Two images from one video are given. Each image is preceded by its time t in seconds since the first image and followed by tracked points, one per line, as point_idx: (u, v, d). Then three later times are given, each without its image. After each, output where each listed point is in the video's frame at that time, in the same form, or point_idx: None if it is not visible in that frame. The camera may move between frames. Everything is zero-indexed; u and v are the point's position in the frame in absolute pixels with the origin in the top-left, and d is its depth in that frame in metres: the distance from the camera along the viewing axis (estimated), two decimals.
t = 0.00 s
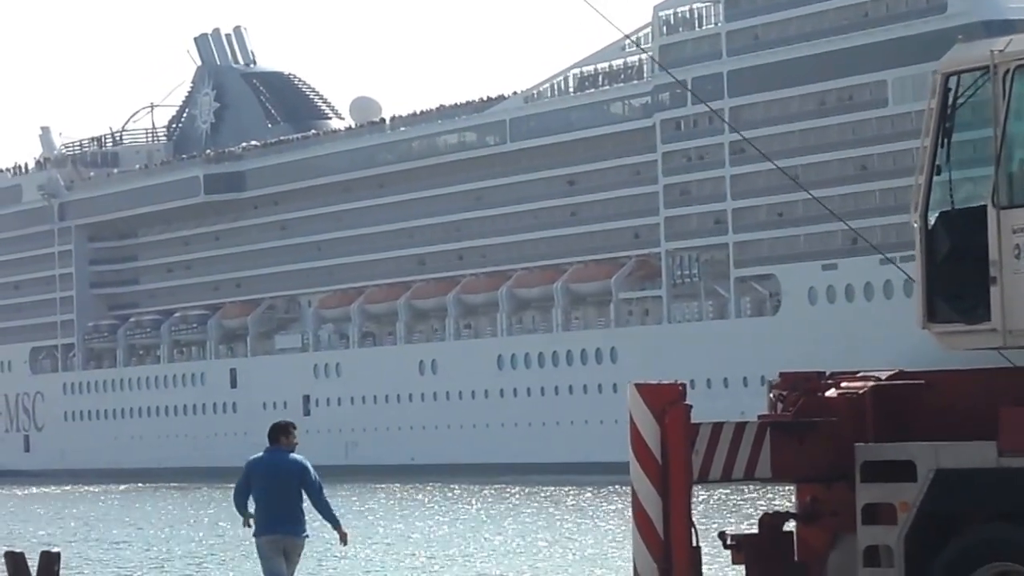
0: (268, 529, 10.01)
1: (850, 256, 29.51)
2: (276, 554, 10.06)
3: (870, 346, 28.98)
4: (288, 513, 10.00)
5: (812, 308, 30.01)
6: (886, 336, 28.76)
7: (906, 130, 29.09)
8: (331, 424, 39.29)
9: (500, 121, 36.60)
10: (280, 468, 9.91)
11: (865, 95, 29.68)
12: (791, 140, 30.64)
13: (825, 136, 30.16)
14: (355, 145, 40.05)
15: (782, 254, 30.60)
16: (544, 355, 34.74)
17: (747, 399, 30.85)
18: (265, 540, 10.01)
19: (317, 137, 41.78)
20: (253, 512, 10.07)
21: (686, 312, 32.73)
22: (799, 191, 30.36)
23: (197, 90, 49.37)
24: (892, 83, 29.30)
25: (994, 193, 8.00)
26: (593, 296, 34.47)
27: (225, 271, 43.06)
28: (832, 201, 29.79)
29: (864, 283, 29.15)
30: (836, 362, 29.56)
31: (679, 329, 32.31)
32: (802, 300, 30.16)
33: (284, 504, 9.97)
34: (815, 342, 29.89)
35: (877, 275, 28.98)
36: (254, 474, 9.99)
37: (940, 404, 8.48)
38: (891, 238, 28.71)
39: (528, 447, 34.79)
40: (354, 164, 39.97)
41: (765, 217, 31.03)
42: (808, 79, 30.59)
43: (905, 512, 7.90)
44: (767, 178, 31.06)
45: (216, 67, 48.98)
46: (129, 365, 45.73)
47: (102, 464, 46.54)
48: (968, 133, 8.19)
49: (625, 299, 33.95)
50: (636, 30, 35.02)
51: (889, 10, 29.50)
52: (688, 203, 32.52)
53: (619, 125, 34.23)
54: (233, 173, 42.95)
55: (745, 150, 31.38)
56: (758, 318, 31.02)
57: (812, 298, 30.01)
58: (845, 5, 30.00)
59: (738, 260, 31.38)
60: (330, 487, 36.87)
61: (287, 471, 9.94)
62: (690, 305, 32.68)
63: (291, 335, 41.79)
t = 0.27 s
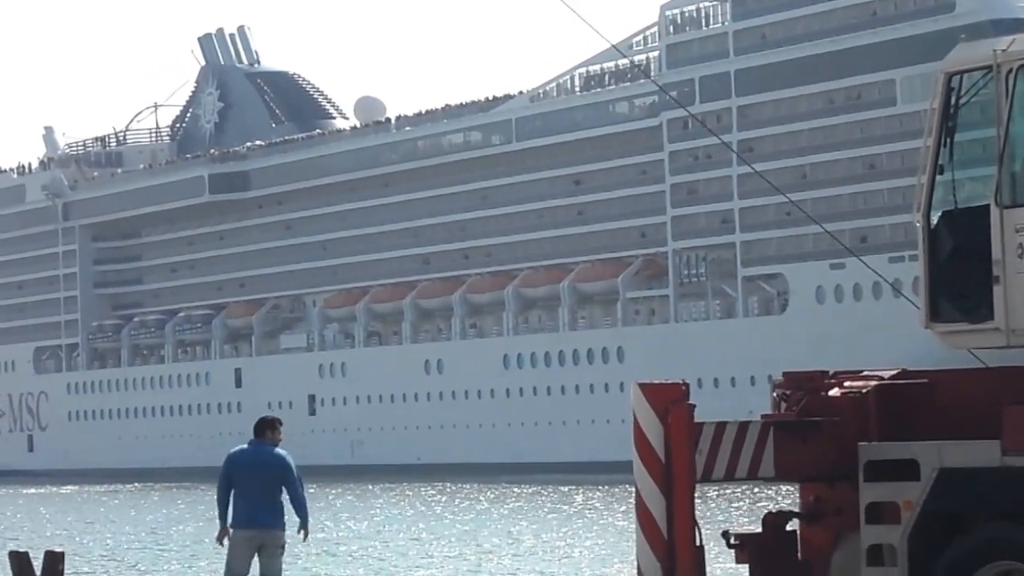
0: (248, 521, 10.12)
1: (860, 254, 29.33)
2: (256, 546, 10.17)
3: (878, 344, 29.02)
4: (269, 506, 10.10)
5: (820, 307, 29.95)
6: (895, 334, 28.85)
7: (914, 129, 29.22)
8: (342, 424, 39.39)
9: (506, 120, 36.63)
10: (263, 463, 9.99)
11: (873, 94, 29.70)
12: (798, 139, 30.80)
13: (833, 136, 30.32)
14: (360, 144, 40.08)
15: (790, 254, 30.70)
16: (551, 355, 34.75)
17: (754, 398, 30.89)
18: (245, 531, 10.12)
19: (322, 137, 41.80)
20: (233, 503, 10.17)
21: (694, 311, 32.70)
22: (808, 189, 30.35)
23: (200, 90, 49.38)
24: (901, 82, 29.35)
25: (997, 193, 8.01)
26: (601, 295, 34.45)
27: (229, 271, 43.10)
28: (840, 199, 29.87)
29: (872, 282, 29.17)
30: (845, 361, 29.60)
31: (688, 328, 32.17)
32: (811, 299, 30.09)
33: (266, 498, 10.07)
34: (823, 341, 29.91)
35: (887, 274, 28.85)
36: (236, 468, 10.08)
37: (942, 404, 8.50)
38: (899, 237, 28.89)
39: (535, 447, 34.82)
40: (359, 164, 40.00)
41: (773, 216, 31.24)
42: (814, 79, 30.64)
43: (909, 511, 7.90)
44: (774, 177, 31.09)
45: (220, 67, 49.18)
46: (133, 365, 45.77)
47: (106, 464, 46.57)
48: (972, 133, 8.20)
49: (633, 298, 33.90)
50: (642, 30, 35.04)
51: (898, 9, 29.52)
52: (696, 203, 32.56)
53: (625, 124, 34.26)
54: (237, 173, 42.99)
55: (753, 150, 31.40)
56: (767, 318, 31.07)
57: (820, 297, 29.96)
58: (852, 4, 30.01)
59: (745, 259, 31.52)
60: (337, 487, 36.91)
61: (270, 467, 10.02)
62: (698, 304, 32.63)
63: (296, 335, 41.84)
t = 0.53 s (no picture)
0: (227, 525, 10.14)
1: (866, 254, 29.39)
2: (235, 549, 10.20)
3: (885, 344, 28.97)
4: (248, 509, 10.13)
5: (827, 306, 29.95)
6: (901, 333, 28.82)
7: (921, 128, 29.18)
8: (348, 424, 39.37)
9: (512, 120, 36.63)
10: (240, 466, 10.02)
11: (880, 93, 29.69)
12: (806, 138, 30.80)
13: (840, 135, 30.30)
14: (365, 144, 40.05)
15: (797, 253, 30.74)
16: (557, 354, 34.71)
17: (761, 397, 30.87)
18: (225, 535, 10.15)
19: (327, 137, 41.81)
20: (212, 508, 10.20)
21: (701, 310, 32.78)
22: (814, 189, 30.39)
23: (204, 90, 49.42)
24: (908, 81, 29.35)
25: (1000, 193, 8.01)
26: (608, 295, 34.44)
27: (235, 271, 43.11)
28: (848, 199, 29.94)
29: (880, 281, 28.93)
30: (849, 361, 29.51)
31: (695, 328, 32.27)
32: (818, 298, 30.14)
33: (244, 502, 10.10)
34: (828, 340, 29.77)
35: (894, 273, 28.79)
36: (213, 472, 10.10)
37: (945, 403, 8.51)
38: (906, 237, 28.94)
39: (539, 446, 34.78)
40: (364, 164, 40.00)
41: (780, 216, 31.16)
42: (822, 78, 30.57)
43: (912, 511, 7.91)
44: (781, 176, 31.07)
45: (223, 66, 49.17)
46: (137, 365, 45.78)
47: (110, 465, 46.58)
48: (974, 133, 8.20)
49: (639, 297, 33.87)
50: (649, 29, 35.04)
51: (905, 8, 29.41)
52: (702, 202, 32.56)
53: (631, 124, 34.25)
54: (242, 173, 42.99)
55: (760, 149, 31.43)
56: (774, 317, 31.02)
57: (828, 296, 30.00)
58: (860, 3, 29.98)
59: (752, 258, 31.46)
60: (342, 486, 36.89)
61: (248, 470, 10.05)
62: (705, 304, 32.76)
63: (301, 335, 41.85)
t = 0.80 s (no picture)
0: (204, 522, 10.19)
1: (873, 253, 29.34)
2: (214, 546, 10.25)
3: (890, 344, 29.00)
4: (225, 506, 10.18)
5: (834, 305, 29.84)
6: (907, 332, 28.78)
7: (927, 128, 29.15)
8: (353, 423, 39.35)
9: (517, 120, 36.65)
10: (216, 462, 10.09)
11: (887, 92, 29.66)
12: (813, 137, 30.77)
13: (847, 135, 30.26)
14: (369, 144, 40.06)
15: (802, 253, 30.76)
16: (562, 354, 34.68)
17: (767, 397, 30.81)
18: (204, 532, 10.20)
19: (331, 137, 41.83)
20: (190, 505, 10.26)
21: (707, 310, 32.65)
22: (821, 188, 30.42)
23: (207, 90, 49.49)
24: (915, 80, 29.34)
25: (1002, 192, 8.00)
26: (612, 295, 34.42)
27: (238, 271, 43.12)
28: (855, 198, 29.97)
29: (887, 281, 28.88)
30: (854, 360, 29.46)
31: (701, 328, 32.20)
32: (825, 297, 30.02)
33: (221, 498, 10.16)
34: (835, 340, 29.73)
35: (901, 273, 28.73)
36: (190, 470, 10.17)
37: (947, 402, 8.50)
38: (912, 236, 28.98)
39: (543, 446, 34.76)
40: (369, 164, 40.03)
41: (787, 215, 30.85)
42: (829, 77, 30.51)
43: (914, 509, 7.87)
44: (788, 175, 31.04)
45: (226, 66, 49.21)
46: (140, 365, 45.80)
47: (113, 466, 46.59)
48: (976, 132, 8.18)
49: (644, 297, 33.77)
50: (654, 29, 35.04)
51: (912, 7, 29.40)
52: (708, 202, 32.67)
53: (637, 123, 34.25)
54: (247, 173, 43.00)
55: (767, 148, 31.41)
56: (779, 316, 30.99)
57: (835, 296, 29.85)
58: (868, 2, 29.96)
59: (758, 258, 31.54)
60: (346, 487, 36.91)
61: (224, 466, 10.12)
62: (711, 304, 32.59)
63: (305, 334, 41.87)
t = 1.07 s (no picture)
0: (191, 522, 10.11)
1: (884, 251, 29.26)
2: (202, 548, 10.17)
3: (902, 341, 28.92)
4: (214, 507, 10.12)
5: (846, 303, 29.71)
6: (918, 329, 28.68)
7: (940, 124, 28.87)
8: (357, 422, 39.10)
9: (526, 116, 36.53)
10: (204, 461, 10.05)
11: (900, 89, 29.52)
12: (826, 134, 30.56)
13: (860, 131, 30.04)
14: (377, 141, 39.94)
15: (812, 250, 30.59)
16: (572, 351, 34.65)
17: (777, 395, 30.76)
18: (191, 534, 10.12)
19: (337, 134, 41.71)
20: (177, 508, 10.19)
21: (718, 307, 32.57)
22: (834, 185, 30.24)
23: (211, 87, 49.46)
24: (928, 77, 29.11)
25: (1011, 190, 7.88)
26: (622, 292, 34.45)
27: (242, 269, 42.98)
28: (868, 194, 29.78)
29: (899, 278, 28.87)
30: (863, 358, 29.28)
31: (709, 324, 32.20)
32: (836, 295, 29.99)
33: (211, 498, 10.10)
34: (846, 338, 29.56)
35: (915, 271, 28.75)
36: (178, 471, 10.13)
37: (956, 400, 8.35)
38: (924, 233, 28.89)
39: (550, 445, 34.71)
40: (376, 161, 39.91)
41: (799, 211, 30.72)
42: (841, 73, 30.33)
43: (922, 508, 7.76)
44: (800, 172, 30.91)
45: (230, 63, 49.17)
46: (145, 363, 45.72)
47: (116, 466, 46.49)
48: (985, 129, 8.06)
49: (654, 294, 33.85)
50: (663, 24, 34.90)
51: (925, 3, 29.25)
52: (717, 198, 32.55)
53: (646, 120, 34.15)
54: (250, 170, 42.74)
55: (778, 145, 31.39)
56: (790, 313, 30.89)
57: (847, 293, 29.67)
58: None
59: (768, 255, 31.44)
60: (352, 485, 36.80)
61: (212, 465, 10.08)
62: (721, 301, 32.52)
63: (311, 332, 41.84)
